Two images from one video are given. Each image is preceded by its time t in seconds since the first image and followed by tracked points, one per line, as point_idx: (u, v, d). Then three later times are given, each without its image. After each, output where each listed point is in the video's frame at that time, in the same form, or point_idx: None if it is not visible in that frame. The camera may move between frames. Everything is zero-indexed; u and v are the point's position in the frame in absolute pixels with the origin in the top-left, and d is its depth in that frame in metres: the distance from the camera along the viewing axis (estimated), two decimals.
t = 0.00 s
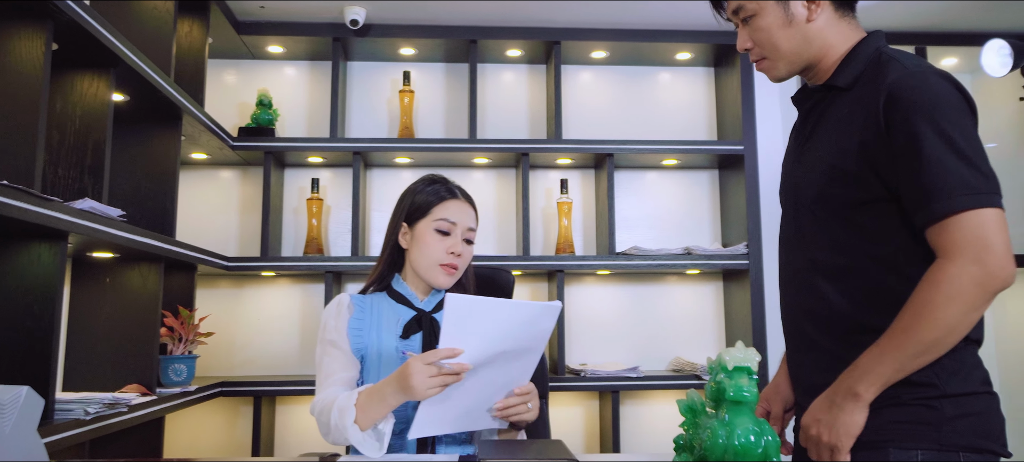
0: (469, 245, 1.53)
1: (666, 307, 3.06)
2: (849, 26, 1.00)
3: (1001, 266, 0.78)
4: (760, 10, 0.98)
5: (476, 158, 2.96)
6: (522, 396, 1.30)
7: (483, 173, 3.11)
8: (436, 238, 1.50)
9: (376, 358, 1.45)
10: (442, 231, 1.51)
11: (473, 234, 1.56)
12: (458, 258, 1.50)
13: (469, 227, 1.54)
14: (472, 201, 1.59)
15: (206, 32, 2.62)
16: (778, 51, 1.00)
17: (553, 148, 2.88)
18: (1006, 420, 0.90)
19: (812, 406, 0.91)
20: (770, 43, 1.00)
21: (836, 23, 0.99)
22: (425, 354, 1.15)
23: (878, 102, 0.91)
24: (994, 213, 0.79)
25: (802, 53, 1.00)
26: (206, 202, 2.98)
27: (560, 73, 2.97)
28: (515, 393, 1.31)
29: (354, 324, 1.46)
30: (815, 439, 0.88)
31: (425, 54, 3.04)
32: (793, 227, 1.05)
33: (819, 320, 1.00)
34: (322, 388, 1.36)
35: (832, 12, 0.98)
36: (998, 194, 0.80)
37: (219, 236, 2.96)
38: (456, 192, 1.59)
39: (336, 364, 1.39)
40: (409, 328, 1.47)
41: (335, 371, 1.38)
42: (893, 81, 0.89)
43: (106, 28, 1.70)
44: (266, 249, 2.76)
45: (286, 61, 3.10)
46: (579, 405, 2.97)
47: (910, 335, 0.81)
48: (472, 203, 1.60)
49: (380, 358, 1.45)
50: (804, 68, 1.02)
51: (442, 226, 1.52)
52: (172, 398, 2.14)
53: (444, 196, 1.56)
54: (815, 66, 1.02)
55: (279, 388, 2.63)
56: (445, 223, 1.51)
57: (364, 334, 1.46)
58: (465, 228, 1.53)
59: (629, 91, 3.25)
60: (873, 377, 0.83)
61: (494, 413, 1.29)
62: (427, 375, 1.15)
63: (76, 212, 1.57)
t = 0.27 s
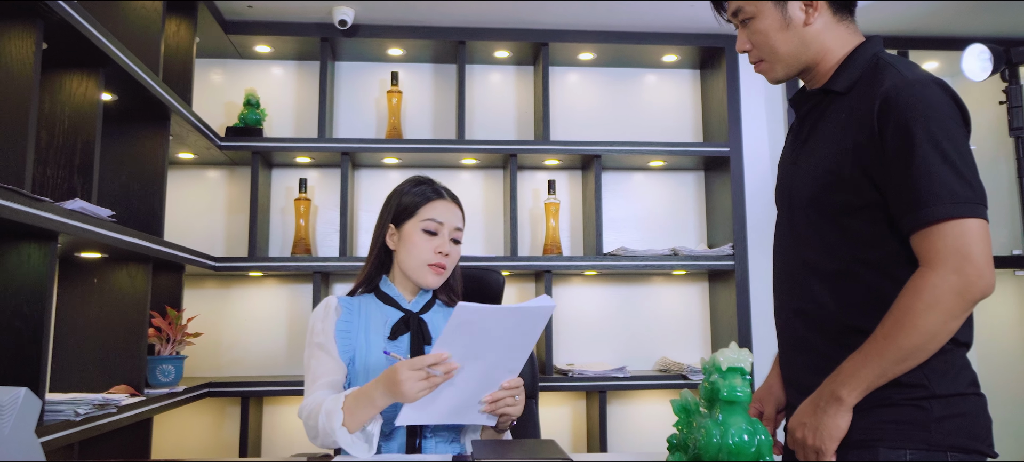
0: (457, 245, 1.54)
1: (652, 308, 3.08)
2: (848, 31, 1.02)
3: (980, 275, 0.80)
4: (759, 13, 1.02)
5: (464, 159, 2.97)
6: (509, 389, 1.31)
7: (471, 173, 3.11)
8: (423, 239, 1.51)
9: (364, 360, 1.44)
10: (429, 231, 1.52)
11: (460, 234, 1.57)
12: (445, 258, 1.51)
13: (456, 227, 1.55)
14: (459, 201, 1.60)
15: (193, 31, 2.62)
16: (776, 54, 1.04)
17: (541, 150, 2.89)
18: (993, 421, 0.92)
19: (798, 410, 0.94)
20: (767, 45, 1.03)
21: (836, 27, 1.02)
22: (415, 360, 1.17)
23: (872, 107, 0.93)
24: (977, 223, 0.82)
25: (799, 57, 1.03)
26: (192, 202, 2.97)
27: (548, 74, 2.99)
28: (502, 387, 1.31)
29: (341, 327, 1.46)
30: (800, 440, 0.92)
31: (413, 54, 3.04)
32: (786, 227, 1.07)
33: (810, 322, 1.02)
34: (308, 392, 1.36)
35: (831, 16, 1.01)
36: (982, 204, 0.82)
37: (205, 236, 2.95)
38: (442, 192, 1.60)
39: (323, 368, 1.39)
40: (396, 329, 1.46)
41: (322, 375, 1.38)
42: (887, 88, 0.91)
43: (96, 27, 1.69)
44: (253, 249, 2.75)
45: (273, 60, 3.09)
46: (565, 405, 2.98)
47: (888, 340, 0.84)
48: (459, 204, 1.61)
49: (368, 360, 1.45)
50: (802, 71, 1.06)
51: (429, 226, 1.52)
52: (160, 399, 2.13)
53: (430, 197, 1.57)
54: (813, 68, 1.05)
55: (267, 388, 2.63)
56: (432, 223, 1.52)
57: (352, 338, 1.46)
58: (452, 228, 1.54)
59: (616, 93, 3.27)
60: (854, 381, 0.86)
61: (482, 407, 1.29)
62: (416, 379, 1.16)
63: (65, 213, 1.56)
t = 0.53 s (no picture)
0: (452, 243, 1.56)
1: (642, 308, 3.10)
2: (844, 37, 1.04)
3: (971, 279, 0.82)
4: (757, 18, 1.04)
5: (456, 160, 2.98)
6: (508, 396, 1.31)
7: (462, 174, 3.12)
8: (419, 238, 1.53)
9: (359, 362, 1.44)
10: (425, 230, 1.54)
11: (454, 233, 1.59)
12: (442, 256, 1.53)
13: (450, 225, 1.57)
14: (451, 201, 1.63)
15: (186, 32, 2.61)
16: (774, 59, 1.05)
17: (532, 151, 2.91)
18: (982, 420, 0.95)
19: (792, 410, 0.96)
20: (765, 50, 1.05)
21: (833, 33, 1.04)
22: (409, 376, 1.20)
23: (867, 114, 0.95)
24: (969, 228, 0.84)
25: (797, 61, 1.05)
26: (182, 203, 2.96)
27: (540, 76, 3.00)
28: (502, 394, 1.31)
29: (337, 330, 1.46)
30: (794, 439, 0.94)
31: (405, 56, 3.05)
32: (784, 230, 1.09)
33: (804, 324, 1.04)
34: (299, 394, 1.40)
35: (828, 22, 1.03)
36: (974, 209, 0.85)
37: (196, 236, 2.95)
38: (435, 193, 1.62)
39: (316, 374, 1.42)
40: (393, 331, 1.46)
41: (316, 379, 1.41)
42: (882, 95, 0.93)
43: (92, 28, 1.69)
44: (245, 250, 2.75)
45: (265, 61, 3.09)
46: (556, 405, 3.00)
47: (881, 342, 0.86)
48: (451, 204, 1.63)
49: (363, 362, 1.44)
50: (800, 76, 1.07)
51: (425, 225, 1.54)
52: (153, 400, 2.13)
53: (424, 197, 1.59)
54: (810, 73, 1.06)
55: (258, 388, 2.63)
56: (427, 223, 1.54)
57: (347, 340, 1.46)
58: (447, 226, 1.56)
59: (606, 95, 3.29)
60: (847, 382, 0.88)
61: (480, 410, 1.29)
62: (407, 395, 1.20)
63: (60, 214, 1.56)
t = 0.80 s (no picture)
0: (447, 237, 1.57)
1: (636, 308, 3.12)
2: (841, 39, 1.06)
3: (970, 281, 0.84)
4: (757, 24, 1.07)
5: (452, 160, 2.99)
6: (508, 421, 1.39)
7: (457, 175, 3.13)
8: (417, 234, 1.54)
9: (361, 362, 1.46)
10: (421, 227, 1.55)
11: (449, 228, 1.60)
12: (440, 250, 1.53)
13: (445, 221, 1.59)
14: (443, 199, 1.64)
15: (182, 32, 2.62)
16: (774, 63, 1.08)
17: (527, 152, 2.92)
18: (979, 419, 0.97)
19: (791, 408, 0.97)
20: (765, 56, 1.08)
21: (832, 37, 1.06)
22: (403, 393, 1.20)
23: (867, 119, 0.97)
24: (968, 232, 0.86)
25: (796, 65, 1.07)
26: (177, 202, 2.96)
27: (534, 77, 3.01)
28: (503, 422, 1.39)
29: (338, 330, 1.47)
30: (793, 432, 0.95)
31: (400, 56, 3.06)
32: (783, 232, 1.10)
33: (802, 323, 1.06)
34: (301, 398, 1.42)
35: (826, 27, 1.05)
36: (973, 213, 0.87)
37: (191, 236, 2.95)
38: (425, 190, 1.63)
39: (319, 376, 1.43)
40: (395, 331, 1.48)
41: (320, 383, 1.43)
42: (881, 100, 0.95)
43: (91, 28, 1.69)
44: (241, 250, 2.75)
45: (259, 61, 3.09)
46: (550, 404, 3.01)
47: (885, 336, 0.87)
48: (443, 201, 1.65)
49: (365, 362, 1.47)
50: (802, 82, 1.09)
51: (421, 222, 1.56)
52: (149, 400, 2.13)
53: (414, 195, 1.60)
54: (809, 78, 1.08)
55: (254, 388, 2.63)
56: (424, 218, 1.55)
57: (349, 341, 1.48)
58: (441, 221, 1.57)
59: (600, 96, 3.31)
60: (848, 381, 0.90)
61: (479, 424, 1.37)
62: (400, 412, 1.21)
63: (60, 214, 1.57)
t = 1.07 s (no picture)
0: (445, 239, 1.58)
1: (632, 309, 3.14)
2: (829, 51, 1.08)
3: (971, 291, 0.88)
4: (744, 69, 1.07)
5: (449, 161, 3.00)
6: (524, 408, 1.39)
7: (454, 175, 3.14)
8: (413, 239, 1.55)
9: (363, 364, 1.48)
10: (418, 230, 1.56)
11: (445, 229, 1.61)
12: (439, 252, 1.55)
13: (440, 222, 1.60)
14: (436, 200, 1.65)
15: (180, 32, 2.62)
16: (777, 95, 1.09)
17: (524, 153, 2.93)
18: (991, 417, 1.01)
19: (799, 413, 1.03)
20: (767, 92, 1.09)
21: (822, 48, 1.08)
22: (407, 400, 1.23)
23: (869, 130, 1.01)
24: (971, 242, 0.90)
25: (799, 89, 1.09)
26: (174, 202, 2.96)
27: (531, 78, 3.03)
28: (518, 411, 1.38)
29: (340, 332, 1.49)
30: (803, 438, 1.00)
31: (398, 57, 3.07)
32: (795, 239, 1.14)
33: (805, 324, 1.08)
34: (308, 402, 1.44)
35: (809, 43, 1.07)
36: (974, 222, 0.90)
37: (188, 236, 2.95)
38: (420, 193, 1.63)
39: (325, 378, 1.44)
40: (395, 332, 1.50)
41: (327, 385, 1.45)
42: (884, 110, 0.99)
43: (93, 30, 1.69)
44: (238, 250, 2.76)
45: (257, 61, 3.09)
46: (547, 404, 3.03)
47: (888, 349, 0.92)
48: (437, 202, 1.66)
49: (367, 363, 1.48)
50: (808, 101, 1.11)
51: (417, 226, 1.56)
52: (149, 400, 2.14)
53: (410, 199, 1.61)
54: (813, 95, 1.10)
55: (252, 388, 2.64)
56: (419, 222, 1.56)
57: (351, 342, 1.50)
58: (438, 223, 1.58)
59: (596, 97, 3.33)
60: (853, 390, 0.95)
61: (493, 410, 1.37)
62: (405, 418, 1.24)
63: (63, 214, 1.57)
